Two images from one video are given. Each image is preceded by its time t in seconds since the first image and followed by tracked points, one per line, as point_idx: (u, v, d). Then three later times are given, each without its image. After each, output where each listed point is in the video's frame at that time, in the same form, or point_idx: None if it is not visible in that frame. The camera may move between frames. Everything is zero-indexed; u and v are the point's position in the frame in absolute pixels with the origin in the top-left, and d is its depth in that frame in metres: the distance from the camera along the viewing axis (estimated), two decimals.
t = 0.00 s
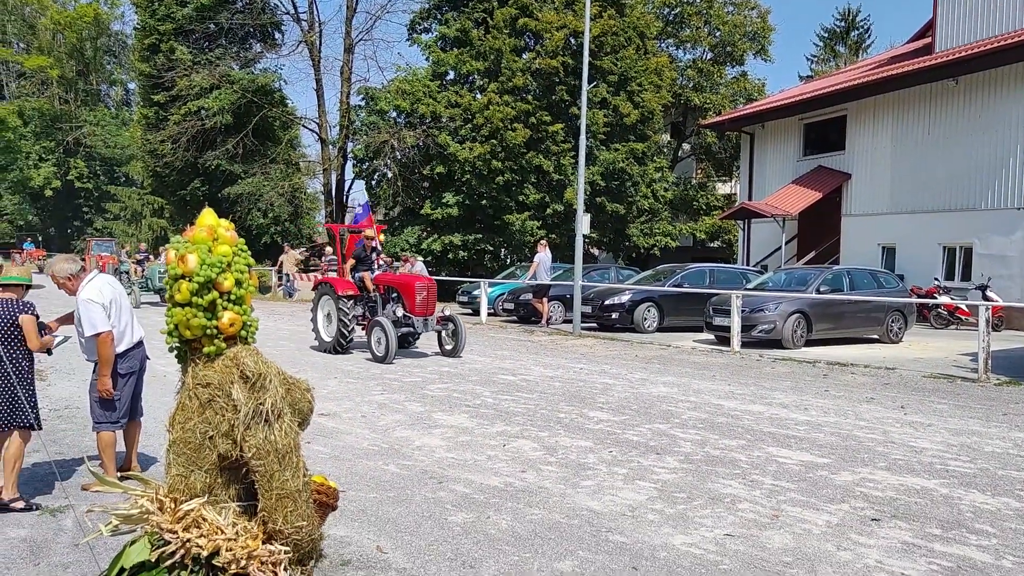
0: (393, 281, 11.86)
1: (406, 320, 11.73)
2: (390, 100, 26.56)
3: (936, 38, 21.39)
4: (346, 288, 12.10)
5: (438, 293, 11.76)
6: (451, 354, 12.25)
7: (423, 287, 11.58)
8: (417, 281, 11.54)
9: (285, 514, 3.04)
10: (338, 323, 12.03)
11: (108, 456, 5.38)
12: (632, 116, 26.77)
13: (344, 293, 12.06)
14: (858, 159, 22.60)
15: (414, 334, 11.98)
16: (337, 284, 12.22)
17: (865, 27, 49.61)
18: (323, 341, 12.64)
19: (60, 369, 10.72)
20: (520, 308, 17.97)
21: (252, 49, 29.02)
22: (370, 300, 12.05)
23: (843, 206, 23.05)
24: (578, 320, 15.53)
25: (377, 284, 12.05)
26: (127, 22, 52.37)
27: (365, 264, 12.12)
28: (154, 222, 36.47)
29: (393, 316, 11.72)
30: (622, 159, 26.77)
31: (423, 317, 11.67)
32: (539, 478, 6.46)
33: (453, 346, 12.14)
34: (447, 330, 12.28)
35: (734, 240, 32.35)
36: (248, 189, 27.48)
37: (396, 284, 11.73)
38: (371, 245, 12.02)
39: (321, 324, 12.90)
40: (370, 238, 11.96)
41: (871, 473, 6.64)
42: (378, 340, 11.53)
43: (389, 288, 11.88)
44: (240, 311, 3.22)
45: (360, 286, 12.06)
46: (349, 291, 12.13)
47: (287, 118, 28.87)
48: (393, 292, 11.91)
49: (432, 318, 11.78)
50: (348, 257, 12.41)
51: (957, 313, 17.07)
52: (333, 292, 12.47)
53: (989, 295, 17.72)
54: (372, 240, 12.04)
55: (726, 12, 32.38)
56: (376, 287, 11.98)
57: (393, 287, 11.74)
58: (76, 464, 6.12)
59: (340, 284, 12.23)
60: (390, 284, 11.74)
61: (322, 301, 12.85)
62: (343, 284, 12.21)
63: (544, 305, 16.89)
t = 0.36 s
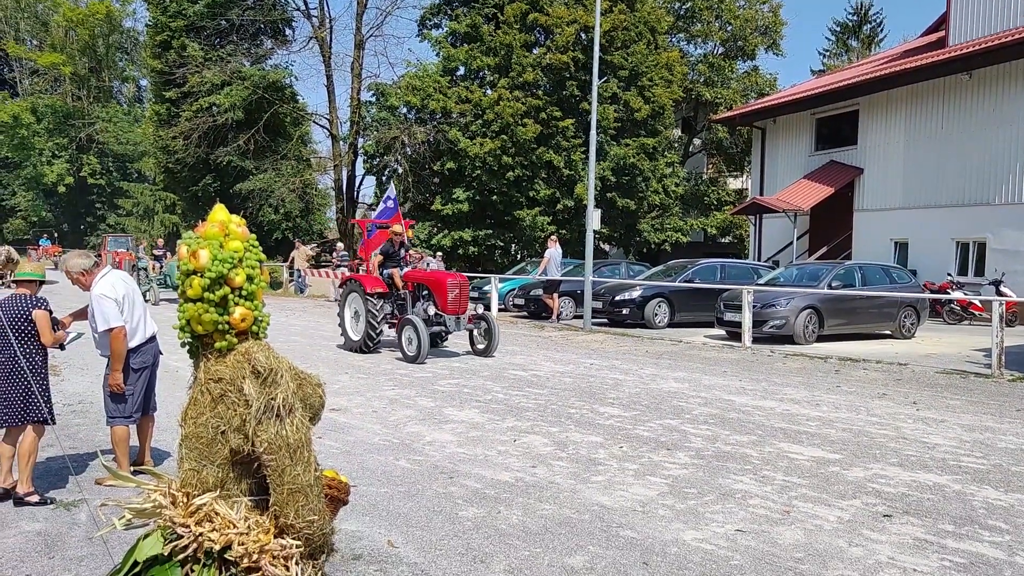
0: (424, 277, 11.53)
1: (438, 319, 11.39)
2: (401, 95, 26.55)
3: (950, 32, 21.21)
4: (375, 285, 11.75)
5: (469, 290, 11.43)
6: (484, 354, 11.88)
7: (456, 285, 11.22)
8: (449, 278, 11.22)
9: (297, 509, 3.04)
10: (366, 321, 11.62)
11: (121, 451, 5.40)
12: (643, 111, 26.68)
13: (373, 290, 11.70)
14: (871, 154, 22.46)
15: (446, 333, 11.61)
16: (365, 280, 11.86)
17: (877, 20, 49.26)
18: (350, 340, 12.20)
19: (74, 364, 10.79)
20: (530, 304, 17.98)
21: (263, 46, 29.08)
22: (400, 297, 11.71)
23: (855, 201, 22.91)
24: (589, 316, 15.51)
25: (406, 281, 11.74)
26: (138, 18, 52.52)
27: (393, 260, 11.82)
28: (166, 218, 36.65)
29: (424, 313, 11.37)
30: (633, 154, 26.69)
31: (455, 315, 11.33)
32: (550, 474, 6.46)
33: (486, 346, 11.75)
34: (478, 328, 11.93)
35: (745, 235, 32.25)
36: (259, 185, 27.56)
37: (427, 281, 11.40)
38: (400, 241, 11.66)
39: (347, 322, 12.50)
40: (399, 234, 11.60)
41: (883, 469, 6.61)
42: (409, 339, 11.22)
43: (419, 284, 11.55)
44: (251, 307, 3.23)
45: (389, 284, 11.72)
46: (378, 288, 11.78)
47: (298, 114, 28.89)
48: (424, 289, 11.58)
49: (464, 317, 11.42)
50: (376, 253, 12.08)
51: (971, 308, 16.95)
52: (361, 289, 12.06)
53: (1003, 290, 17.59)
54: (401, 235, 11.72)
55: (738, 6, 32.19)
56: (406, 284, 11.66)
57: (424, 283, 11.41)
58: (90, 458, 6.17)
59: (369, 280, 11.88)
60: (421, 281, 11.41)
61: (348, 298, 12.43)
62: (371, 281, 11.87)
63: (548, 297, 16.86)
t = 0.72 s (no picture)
0: (450, 274, 11.18)
1: (465, 317, 11.04)
2: (405, 91, 26.52)
3: (956, 27, 21.12)
4: (398, 282, 11.44)
5: (498, 288, 11.06)
6: (513, 354, 11.54)
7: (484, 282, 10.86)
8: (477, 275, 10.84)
9: (303, 503, 3.04)
10: (390, 320, 11.29)
11: (127, 447, 5.43)
12: (648, 107, 26.62)
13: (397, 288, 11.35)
14: (876, 150, 22.38)
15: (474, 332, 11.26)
16: (389, 278, 11.55)
17: (883, 15, 49.02)
18: (373, 339, 11.86)
19: (80, 360, 10.83)
20: (534, 300, 17.98)
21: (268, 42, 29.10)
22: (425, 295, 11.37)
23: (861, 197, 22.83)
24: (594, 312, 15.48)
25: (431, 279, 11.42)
26: (143, 15, 52.64)
27: (416, 256, 11.53)
28: (171, 215, 36.74)
29: (452, 311, 11.03)
30: (638, 150, 26.65)
31: (483, 314, 10.97)
32: (555, 470, 6.46)
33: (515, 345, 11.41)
34: (506, 327, 11.57)
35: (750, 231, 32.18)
36: (264, 181, 27.59)
37: (454, 278, 11.05)
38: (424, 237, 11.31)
39: (369, 320, 12.17)
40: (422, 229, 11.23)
41: (889, 465, 6.59)
42: (435, 339, 10.88)
43: (444, 282, 11.20)
44: (257, 302, 3.23)
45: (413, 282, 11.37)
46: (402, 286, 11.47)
47: (303, 111, 28.87)
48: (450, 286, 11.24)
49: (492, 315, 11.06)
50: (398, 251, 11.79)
51: (977, 304, 16.89)
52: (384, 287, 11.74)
53: (1009, 286, 17.54)
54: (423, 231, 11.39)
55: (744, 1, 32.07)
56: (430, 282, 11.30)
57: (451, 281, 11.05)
58: (97, 454, 6.19)
59: (392, 278, 11.57)
60: (447, 279, 11.08)
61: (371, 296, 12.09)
62: (395, 279, 11.56)
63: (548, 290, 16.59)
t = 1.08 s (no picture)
0: (474, 273, 10.86)
1: (490, 317, 10.71)
2: (406, 88, 26.53)
3: (956, 23, 21.11)
4: (419, 281, 11.14)
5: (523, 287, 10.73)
6: (539, 355, 11.18)
7: (509, 280, 10.53)
8: (502, 273, 10.51)
9: (303, 498, 3.04)
10: (411, 320, 10.97)
11: (127, 443, 5.44)
12: (649, 103, 26.61)
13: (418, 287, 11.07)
14: (877, 146, 22.35)
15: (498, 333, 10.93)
16: (411, 276, 11.24)
17: (885, 11, 48.92)
18: (393, 339, 11.52)
19: (82, 356, 10.84)
20: (535, 297, 17.99)
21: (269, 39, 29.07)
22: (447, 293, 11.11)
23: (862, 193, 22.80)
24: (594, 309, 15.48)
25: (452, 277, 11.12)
26: (144, 11, 52.67)
27: (437, 254, 11.26)
28: (172, 212, 36.75)
29: (476, 311, 10.71)
30: (639, 146, 26.65)
31: (508, 314, 10.63)
32: (555, 466, 6.46)
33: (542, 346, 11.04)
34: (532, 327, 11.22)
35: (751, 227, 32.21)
36: (265, 178, 27.58)
37: (478, 277, 10.73)
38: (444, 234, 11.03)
39: (388, 320, 11.86)
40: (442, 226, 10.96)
41: (889, 462, 6.59)
42: (460, 340, 10.55)
43: (467, 281, 10.89)
44: (256, 298, 3.23)
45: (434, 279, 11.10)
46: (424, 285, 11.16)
47: (304, 107, 28.87)
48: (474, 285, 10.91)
49: (518, 315, 10.73)
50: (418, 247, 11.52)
51: (978, 300, 16.88)
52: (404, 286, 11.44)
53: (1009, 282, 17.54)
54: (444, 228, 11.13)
55: None
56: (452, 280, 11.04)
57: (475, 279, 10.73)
58: (97, 450, 6.20)
59: (413, 276, 11.26)
60: (471, 277, 10.76)
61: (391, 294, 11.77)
62: (416, 277, 11.25)
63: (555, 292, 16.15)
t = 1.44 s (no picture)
0: (496, 271, 10.56)
1: (514, 317, 10.39)
2: (402, 84, 26.48)
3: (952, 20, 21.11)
4: (438, 279, 10.77)
5: (548, 286, 10.43)
6: (564, 357, 10.82)
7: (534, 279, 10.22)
8: (527, 271, 10.21)
9: (296, 495, 3.04)
10: (430, 320, 10.64)
11: (120, 440, 5.44)
12: (646, 100, 26.60)
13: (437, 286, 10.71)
14: (873, 143, 22.37)
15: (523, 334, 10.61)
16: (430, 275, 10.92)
17: (881, 8, 48.94)
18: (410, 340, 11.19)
19: (76, 353, 10.80)
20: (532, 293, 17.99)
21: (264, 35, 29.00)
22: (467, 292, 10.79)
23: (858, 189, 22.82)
24: (590, 305, 15.51)
25: (473, 275, 10.81)
26: (138, 7, 52.54)
27: (456, 251, 10.96)
28: (167, 208, 36.67)
29: (500, 309, 10.40)
30: (635, 143, 26.66)
31: (533, 314, 10.33)
32: (551, 462, 6.47)
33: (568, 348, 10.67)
34: (557, 328, 10.88)
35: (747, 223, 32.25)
36: (261, 175, 27.53)
37: (501, 275, 10.42)
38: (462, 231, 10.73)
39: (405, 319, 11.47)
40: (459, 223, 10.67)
41: (884, 457, 6.61)
42: (483, 341, 10.25)
43: (489, 279, 10.56)
44: (249, 294, 3.23)
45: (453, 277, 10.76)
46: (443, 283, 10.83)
47: (299, 104, 28.82)
48: (497, 283, 10.61)
49: (543, 315, 10.42)
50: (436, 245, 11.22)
51: (974, 297, 16.94)
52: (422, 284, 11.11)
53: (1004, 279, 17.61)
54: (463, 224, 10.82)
55: None
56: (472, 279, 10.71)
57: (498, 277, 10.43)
58: (90, 447, 6.18)
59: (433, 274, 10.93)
60: (493, 275, 10.46)
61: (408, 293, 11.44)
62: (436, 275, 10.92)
63: (558, 293, 15.70)
